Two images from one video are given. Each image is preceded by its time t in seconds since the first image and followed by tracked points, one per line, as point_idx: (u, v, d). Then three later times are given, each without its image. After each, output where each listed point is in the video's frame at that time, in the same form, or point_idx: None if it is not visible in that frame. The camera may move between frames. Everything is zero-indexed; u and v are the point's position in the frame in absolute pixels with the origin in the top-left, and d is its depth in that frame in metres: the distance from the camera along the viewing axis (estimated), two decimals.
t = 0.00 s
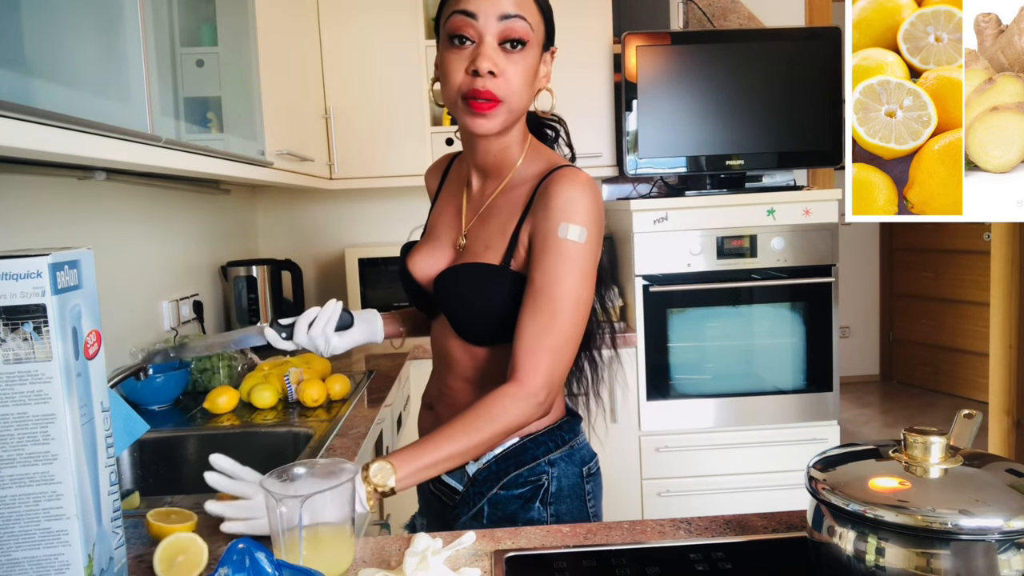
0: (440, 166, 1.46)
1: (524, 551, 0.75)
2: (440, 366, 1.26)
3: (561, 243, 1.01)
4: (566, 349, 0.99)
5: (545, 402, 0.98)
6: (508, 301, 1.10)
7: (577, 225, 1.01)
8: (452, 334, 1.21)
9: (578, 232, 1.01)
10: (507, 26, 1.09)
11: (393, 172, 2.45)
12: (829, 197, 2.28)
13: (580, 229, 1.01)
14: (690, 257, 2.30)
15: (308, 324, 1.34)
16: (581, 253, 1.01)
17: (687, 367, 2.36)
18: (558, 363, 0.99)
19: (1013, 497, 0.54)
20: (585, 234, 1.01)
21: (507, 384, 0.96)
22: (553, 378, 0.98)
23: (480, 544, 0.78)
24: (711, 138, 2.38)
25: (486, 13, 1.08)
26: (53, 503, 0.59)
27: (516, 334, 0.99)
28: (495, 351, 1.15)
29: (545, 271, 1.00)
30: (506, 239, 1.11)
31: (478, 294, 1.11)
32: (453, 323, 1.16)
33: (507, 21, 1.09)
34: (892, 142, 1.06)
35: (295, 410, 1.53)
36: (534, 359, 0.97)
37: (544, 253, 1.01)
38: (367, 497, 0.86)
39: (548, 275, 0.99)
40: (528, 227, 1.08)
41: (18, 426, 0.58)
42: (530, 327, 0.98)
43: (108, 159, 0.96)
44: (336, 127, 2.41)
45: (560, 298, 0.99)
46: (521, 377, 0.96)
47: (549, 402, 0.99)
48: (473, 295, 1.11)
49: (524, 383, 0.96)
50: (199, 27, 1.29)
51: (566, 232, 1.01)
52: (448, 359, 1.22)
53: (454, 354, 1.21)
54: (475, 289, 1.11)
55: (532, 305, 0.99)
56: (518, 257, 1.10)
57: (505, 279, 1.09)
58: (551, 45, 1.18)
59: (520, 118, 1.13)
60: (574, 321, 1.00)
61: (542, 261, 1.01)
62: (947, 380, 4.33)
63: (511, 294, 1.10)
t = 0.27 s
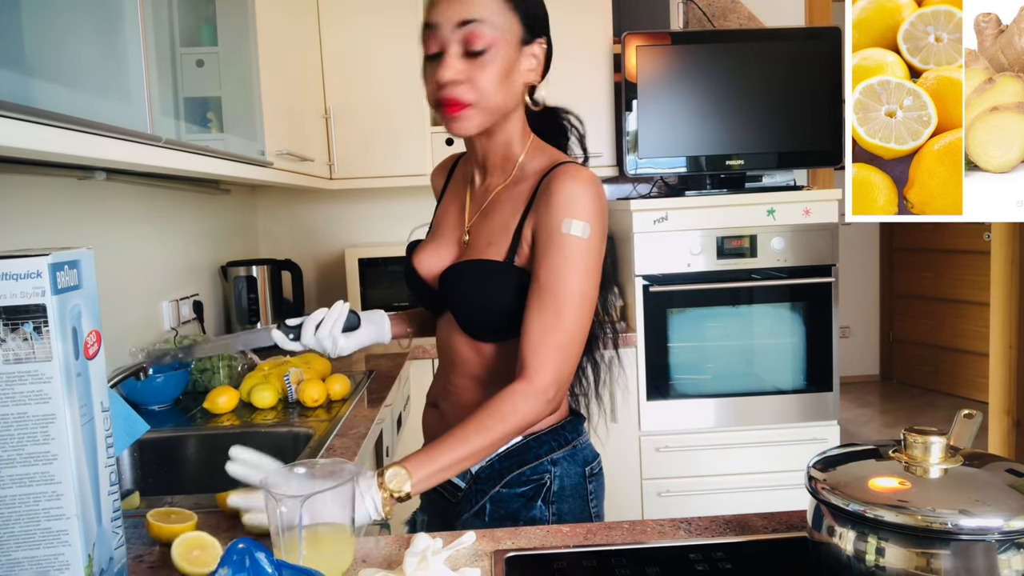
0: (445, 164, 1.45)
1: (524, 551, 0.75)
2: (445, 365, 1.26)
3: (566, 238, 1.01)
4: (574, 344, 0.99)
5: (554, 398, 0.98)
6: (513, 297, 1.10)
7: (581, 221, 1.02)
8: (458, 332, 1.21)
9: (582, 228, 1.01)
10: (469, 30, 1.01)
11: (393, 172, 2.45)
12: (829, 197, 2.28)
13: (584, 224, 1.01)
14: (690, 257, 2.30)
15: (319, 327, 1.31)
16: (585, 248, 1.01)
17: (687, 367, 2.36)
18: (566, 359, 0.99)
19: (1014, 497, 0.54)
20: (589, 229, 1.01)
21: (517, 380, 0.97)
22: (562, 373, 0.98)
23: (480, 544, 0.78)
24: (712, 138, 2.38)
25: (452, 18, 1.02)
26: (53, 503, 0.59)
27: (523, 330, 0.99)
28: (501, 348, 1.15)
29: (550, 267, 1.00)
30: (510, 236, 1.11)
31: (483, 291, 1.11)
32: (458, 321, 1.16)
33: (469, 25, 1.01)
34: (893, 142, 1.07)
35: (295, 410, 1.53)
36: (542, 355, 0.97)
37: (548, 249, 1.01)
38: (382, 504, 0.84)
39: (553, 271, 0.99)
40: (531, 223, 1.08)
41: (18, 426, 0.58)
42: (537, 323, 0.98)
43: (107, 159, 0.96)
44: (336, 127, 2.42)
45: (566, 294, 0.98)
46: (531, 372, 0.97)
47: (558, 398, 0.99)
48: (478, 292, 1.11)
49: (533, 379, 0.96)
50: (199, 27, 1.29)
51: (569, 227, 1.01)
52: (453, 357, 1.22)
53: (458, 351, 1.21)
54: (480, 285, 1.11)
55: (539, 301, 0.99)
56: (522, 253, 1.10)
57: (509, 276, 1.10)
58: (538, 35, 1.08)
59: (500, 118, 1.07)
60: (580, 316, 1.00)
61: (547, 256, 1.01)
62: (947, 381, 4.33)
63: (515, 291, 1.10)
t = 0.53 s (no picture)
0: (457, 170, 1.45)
1: (524, 551, 0.75)
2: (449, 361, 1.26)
3: (557, 238, 1.00)
4: (574, 340, 0.99)
5: (560, 393, 0.99)
6: (511, 294, 1.10)
7: (572, 219, 1.00)
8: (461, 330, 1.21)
9: (572, 225, 1.00)
10: (388, 87, 1.09)
11: (393, 172, 2.45)
12: (829, 197, 2.28)
13: (575, 222, 1.00)
14: (690, 257, 2.30)
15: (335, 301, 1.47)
16: (579, 246, 0.99)
17: (687, 367, 2.36)
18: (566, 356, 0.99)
19: (1014, 497, 0.54)
20: (580, 226, 1.00)
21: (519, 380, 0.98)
22: (564, 368, 0.99)
23: (480, 544, 0.78)
24: (712, 138, 2.38)
25: (378, 73, 1.09)
26: (53, 503, 0.59)
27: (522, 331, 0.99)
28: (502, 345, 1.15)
29: (544, 266, 0.99)
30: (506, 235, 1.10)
31: (481, 291, 1.11)
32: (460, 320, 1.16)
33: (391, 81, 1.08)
34: (892, 142, 1.04)
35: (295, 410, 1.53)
36: (543, 354, 0.97)
37: (541, 250, 1.00)
38: (389, 501, 0.85)
39: (547, 270, 0.99)
40: (523, 223, 1.07)
41: (18, 426, 0.58)
42: (534, 323, 0.98)
43: (107, 159, 0.96)
44: (336, 127, 2.42)
45: (562, 293, 0.98)
46: (533, 371, 0.97)
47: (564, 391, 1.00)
48: (477, 293, 1.12)
49: (535, 376, 0.97)
50: (199, 27, 1.29)
51: (560, 226, 1.00)
52: (455, 352, 1.23)
53: (462, 347, 1.20)
54: (477, 284, 1.11)
55: (535, 301, 0.99)
56: (516, 252, 1.09)
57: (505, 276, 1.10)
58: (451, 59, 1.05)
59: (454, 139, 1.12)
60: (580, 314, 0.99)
61: (540, 257, 1.00)
62: (947, 381, 4.33)
63: (512, 288, 1.10)
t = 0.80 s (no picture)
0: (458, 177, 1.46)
1: (524, 551, 0.75)
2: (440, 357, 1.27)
3: (522, 232, 1.00)
4: (550, 325, 0.99)
5: (543, 375, 1.00)
6: (488, 287, 1.10)
7: (535, 212, 1.00)
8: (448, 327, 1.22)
9: (536, 218, 1.00)
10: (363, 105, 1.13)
11: (393, 172, 2.45)
12: (829, 197, 2.28)
13: (538, 215, 1.00)
14: (690, 257, 2.30)
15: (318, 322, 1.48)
16: (542, 235, 1.00)
17: (687, 367, 2.36)
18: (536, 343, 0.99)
19: (1014, 497, 0.55)
20: (544, 218, 1.00)
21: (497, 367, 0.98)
22: (545, 350, 0.99)
23: (480, 543, 0.78)
24: (712, 138, 2.38)
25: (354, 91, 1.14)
26: (53, 503, 0.59)
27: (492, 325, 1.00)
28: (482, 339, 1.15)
29: (511, 259, 1.00)
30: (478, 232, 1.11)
31: (460, 288, 1.11)
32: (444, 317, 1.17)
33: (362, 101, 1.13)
34: (892, 142, 1.04)
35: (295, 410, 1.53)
36: (518, 341, 0.98)
37: (507, 243, 1.01)
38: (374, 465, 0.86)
39: (514, 263, 0.99)
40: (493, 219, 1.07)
41: (18, 426, 0.58)
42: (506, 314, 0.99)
43: (107, 159, 0.96)
44: (336, 127, 2.42)
45: (528, 282, 0.98)
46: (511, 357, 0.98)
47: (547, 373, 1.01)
48: (456, 290, 1.12)
49: (512, 362, 0.98)
50: (199, 27, 1.29)
51: (523, 220, 1.00)
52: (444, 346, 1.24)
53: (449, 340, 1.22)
54: (454, 282, 1.11)
55: (505, 293, 0.99)
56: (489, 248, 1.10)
57: (480, 271, 1.10)
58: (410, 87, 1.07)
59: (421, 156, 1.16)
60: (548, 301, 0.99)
61: (507, 250, 1.01)
62: (947, 381, 4.33)
63: (488, 282, 1.10)
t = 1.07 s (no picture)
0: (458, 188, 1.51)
1: (523, 551, 0.75)
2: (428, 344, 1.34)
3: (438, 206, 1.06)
4: (440, 294, 1.05)
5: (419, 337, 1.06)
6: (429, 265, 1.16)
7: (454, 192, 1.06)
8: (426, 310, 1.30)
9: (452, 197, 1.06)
10: (404, 75, 1.05)
11: (393, 172, 2.45)
12: (829, 197, 2.29)
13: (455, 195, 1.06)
14: (690, 257, 2.30)
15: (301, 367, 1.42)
16: (455, 214, 1.05)
17: (687, 367, 2.36)
18: (430, 310, 1.05)
19: (1014, 497, 0.54)
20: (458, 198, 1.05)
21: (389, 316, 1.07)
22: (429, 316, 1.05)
23: (479, 543, 0.78)
24: (712, 138, 2.38)
25: (385, 56, 1.06)
26: (53, 503, 0.59)
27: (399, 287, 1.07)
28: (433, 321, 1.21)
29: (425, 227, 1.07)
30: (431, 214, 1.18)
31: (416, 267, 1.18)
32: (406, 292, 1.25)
33: (400, 70, 1.05)
34: (892, 142, 1.03)
35: (295, 410, 1.53)
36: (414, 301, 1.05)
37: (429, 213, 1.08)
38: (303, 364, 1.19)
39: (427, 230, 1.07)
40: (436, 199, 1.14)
41: (18, 426, 0.58)
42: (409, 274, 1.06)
43: (107, 159, 0.96)
44: (336, 127, 2.42)
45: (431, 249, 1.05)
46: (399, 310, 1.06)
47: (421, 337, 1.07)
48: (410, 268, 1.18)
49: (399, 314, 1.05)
50: (199, 27, 1.29)
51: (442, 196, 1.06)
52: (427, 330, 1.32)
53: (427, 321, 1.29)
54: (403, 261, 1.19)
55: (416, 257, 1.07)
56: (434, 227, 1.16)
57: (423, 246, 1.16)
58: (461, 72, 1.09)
59: (446, 138, 1.11)
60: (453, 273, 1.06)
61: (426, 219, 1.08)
62: (947, 381, 4.33)
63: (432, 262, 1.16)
